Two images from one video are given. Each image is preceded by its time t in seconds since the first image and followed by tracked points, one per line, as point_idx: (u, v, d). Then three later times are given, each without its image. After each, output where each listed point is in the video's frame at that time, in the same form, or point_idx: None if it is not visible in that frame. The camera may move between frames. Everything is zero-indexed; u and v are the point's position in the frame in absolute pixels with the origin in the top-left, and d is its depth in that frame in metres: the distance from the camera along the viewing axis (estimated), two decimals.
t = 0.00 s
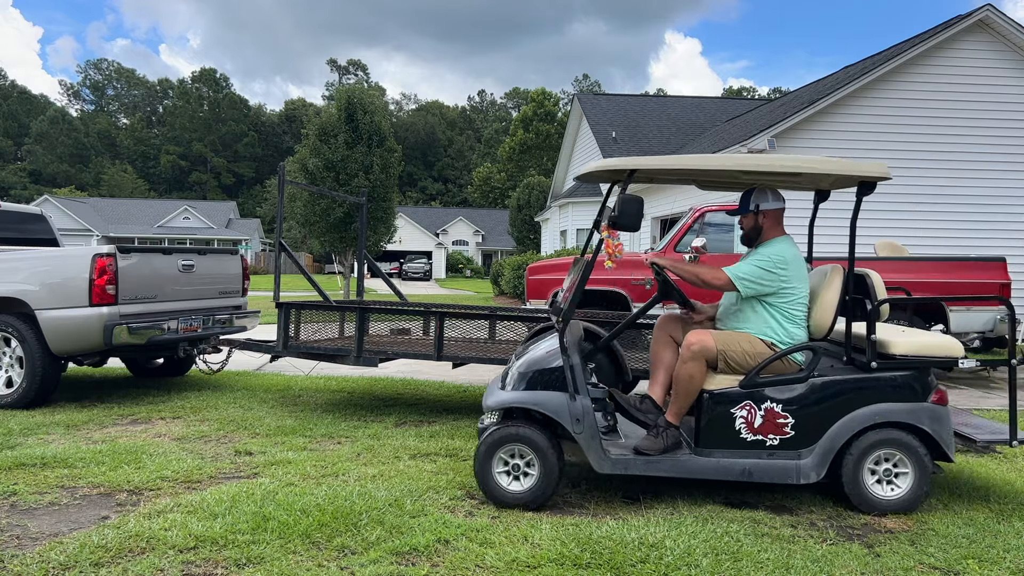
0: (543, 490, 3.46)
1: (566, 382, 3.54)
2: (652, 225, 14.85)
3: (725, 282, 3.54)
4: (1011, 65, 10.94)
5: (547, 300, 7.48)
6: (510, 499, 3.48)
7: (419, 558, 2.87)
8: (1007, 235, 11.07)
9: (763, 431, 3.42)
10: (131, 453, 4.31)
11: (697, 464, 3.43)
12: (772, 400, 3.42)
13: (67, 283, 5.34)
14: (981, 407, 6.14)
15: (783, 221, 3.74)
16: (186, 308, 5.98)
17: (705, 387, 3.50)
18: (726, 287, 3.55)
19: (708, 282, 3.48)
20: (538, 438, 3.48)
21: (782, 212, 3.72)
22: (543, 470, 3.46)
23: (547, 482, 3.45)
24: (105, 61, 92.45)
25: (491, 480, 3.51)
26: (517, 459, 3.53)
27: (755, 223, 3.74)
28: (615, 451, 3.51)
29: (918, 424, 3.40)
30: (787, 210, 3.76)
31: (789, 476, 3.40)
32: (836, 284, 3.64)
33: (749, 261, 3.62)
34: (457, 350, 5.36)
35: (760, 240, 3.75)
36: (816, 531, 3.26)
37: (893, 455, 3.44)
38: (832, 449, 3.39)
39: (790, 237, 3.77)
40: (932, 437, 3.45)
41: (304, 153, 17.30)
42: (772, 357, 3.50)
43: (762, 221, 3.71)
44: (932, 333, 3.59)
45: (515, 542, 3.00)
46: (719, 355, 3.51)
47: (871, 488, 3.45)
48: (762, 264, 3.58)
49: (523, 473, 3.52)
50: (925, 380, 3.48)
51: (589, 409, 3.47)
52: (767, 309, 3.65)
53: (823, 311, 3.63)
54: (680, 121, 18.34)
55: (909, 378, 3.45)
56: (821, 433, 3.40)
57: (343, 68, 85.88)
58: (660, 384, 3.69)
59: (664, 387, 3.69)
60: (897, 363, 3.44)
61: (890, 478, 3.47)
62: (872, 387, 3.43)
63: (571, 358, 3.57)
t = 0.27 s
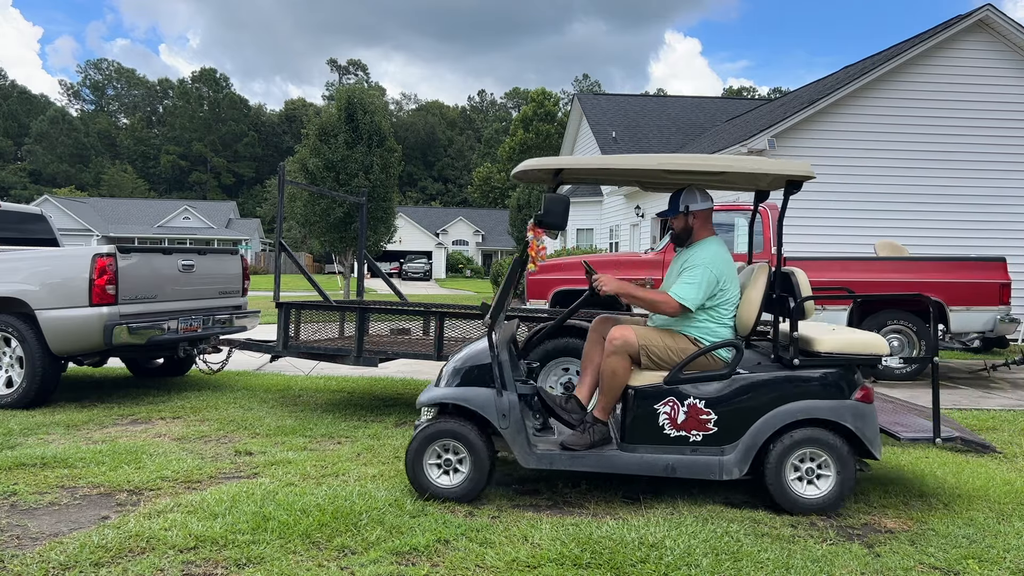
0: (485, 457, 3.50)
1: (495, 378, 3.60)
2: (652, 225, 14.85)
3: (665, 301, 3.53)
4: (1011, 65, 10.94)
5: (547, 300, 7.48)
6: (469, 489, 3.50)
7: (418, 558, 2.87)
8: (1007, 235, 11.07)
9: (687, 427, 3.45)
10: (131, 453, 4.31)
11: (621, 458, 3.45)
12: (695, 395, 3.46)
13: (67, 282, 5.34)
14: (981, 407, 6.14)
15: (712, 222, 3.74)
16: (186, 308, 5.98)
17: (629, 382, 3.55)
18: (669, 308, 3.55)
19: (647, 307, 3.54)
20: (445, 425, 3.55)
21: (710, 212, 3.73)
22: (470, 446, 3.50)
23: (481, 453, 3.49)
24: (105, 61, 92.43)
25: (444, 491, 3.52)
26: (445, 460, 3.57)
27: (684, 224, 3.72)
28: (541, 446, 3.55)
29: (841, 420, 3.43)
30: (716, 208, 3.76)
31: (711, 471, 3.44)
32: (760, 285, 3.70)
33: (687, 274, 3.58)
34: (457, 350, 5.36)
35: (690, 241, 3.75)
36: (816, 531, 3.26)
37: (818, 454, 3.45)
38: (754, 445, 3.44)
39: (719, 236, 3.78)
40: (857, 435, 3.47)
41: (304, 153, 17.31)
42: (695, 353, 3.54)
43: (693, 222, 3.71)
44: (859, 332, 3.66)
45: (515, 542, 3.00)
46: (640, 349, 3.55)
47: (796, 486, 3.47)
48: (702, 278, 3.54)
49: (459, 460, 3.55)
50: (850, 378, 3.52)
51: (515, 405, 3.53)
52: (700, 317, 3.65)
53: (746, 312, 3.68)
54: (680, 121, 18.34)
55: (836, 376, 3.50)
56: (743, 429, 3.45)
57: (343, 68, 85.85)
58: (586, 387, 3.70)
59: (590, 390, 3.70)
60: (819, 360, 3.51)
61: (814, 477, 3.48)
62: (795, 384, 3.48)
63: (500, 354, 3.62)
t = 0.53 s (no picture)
0: (409, 430, 3.51)
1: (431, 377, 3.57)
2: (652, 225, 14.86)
3: (612, 304, 3.50)
4: (1012, 65, 10.94)
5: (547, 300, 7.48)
6: (417, 464, 3.48)
7: (418, 558, 2.87)
8: (1007, 235, 11.07)
9: (620, 426, 3.45)
10: (131, 453, 4.31)
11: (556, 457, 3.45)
12: (629, 395, 3.46)
13: (67, 283, 5.34)
14: (981, 407, 6.14)
15: (646, 222, 3.79)
16: (186, 308, 5.98)
17: (565, 381, 3.54)
18: (618, 310, 3.51)
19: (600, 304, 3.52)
20: (368, 424, 3.55)
21: (644, 212, 3.76)
22: (398, 436, 3.50)
23: (412, 438, 3.49)
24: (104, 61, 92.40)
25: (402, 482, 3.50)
26: (380, 465, 3.56)
27: (621, 225, 3.75)
28: (478, 444, 3.54)
29: (772, 420, 3.43)
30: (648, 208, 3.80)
31: (644, 471, 3.44)
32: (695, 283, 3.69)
33: (629, 276, 3.57)
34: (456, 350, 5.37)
35: (626, 242, 3.77)
36: (816, 531, 3.26)
37: (751, 453, 3.46)
38: (686, 445, 3.44)
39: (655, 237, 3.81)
40: (789, 435, 3.49)
41: (304, 153, 17.30)
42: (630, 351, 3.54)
43: (627, 222, 3.74)
44: (797, 332, 3.67)
45: (515, 542, 3.00)
46: (575, 348, 3.53)
47: (726, 485, 3.49)
48: (643, 280, 3.54)
49: (391, 449, 3.54)
50: (785, 378, 3.53)
51: (450, 404, 3.52)
52: (640, 319, 3.65)
53: (682, 312, 3.67)
54: (680, 121, 18.35)
55: (772, 377, 3.51)
56: (675, 429, 3.45)
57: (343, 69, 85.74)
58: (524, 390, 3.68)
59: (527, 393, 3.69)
60: (753, 360, 3.52)
61: (746, 476, 3.50)
62: (728, 384, 3.48)
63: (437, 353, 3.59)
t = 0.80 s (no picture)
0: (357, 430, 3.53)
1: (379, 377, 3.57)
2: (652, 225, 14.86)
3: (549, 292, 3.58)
4: (1012, 65, 10.94)
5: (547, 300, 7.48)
6: (364, 452, 3.50)
7: (418, 558, 2.87)
8: (1008, 236, 11.07)
9: (567, 423, 3.46)
10: (131, 453, 4.31)
11: (504, 456, 3.45)
12: (574, 392, 3.47)
13: (67, 282, 5.34)
14: (981, 407, 6.13)
15: (591, 221, 3.83)
16: (186, 308, 5.98)
17: (512, 380, 3.54)
18: (555, 298, 3.58)
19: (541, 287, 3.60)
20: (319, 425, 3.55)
21: (587, 211, 3.80)
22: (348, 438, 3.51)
23: (362, 440, 3.50)
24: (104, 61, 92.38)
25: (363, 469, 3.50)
26: (332, 471, 3.56)
27: (566, 224, 3.78)
28: (427, 443, 3.54)
29: (717, 416, 3.43)
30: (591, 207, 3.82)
31: (590, 467, 3.43)
32: (640, 280, 3.74)
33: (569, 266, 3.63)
34: (457, 350, 5.38)
35: (573, 241, 3.82)
36: (816, 531, 3.26)
37: (697, 449, 3.46)
38: (632, 441, 3.43)
39: (601, 236, 3.85)
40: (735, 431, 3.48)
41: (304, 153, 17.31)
42: (577, 348, 3.56)
43: (572, 222, 3.78)
44: (742, 328, 3.70)
45: (515, 542, 3.00)
46: (521, 348, 3.54)
47: (673, 481, 3.48)
48: (583, 270, 3.59)
49: (333, 448, 3.55)
50: (731, 374, 3.56)
51: (399, 403, 3.51)
52: (583, 311, 3.69)
53: (627, 306, 3.70)
54: (680, 121, 18.35)
55: (719, 374, 3.52)
56: (621, 425, 3.45)
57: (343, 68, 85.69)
58: (474, 389, 3.70)
59: (477, 392, 3.70)
60: (698, 356, 3.54)
61: (692, 472, 3.50)
62: (673, 379, 3.49)
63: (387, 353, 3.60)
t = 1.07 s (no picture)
0: (324, 432, 3.52)
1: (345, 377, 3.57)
2: (652, 225, 14.88)
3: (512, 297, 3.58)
4: (1011, 65, 10.94)
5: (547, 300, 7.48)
6: (329, 456, 3.50)
7: (419, 558, 2.87)
8: (1008, 236, 11.07)
9: (530, 424, 3.46)
10: (131, 453, 4.31)
11: (468, 456, 3.46)
12: (539, 393, 3.47)
13: (67, 282, 5.34)
14: (981, 408, 6.13)
15: (553, 222, 3.82)
16: (186, 308, 5.98)
17: (477, 380, 3.53)
18: (517, 303, 3.58)
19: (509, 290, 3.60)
20: (287, 424, 3.55)
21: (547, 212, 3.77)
22: (314, 440, 3.51)
23: (328, 445, 3.50)
24: (104, 61, 92.37)
25: (328, 450, 3.50)
26: (303, 471, 3.57)
27: (528, 228, 3.74)
28: (393, 443, 3.55)
29: (679, 417, 3.43)
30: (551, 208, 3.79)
31: (554, 467, 3.44)
32: (605, 281, 3.68)
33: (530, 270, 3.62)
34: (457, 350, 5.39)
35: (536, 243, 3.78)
36: (816, 531, 3.26)
37: (659, 451, 3.45)
38: (596, 442, 3.43)
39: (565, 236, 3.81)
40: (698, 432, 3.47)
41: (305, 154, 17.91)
42: (542, 349, 3.55)
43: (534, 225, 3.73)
44: (710, 329, 3.66)
45: (515, 542, 3.00)
46: (485, 348, 3.53)
47: (636, 485, 3.48)
48: (544, 273, 3.58)
49: (296, 447, 3.57)
50: (695, 376, 3.54)
51: (363, 403, 3.51)
52: (548, 314, 3.68)
53: (593, 308, 3.66)
54: (680, 121, 18.35)
55: (683, 375, 3.51)
56: (585, 426, 3.45)
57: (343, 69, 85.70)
58: (440, 390, 3.69)
59: (442, 393, 3.69)
60: (663, 357, 3.51)
61: (654, 474, 3.49)
62: (639, 381, 3.48)
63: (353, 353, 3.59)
